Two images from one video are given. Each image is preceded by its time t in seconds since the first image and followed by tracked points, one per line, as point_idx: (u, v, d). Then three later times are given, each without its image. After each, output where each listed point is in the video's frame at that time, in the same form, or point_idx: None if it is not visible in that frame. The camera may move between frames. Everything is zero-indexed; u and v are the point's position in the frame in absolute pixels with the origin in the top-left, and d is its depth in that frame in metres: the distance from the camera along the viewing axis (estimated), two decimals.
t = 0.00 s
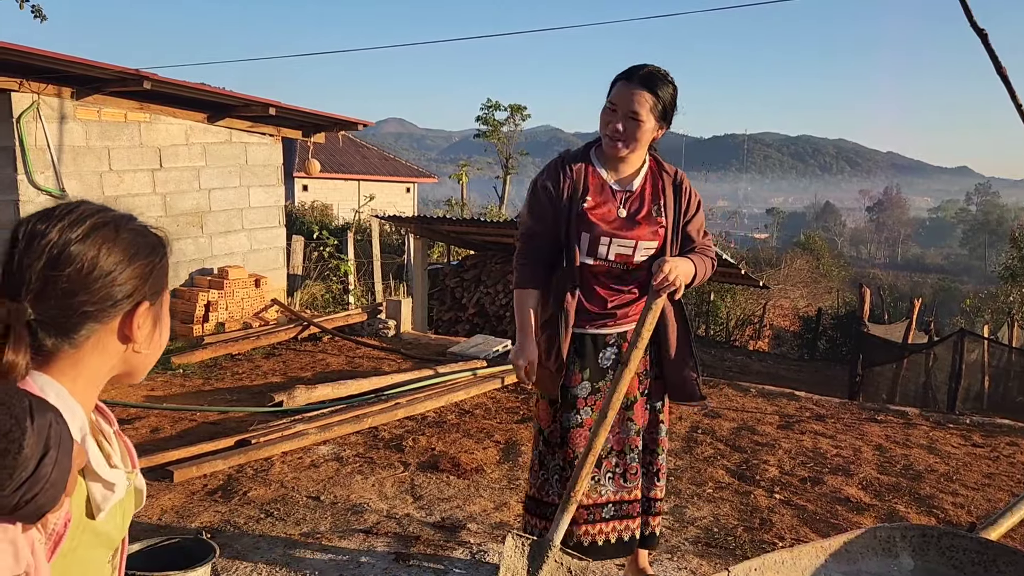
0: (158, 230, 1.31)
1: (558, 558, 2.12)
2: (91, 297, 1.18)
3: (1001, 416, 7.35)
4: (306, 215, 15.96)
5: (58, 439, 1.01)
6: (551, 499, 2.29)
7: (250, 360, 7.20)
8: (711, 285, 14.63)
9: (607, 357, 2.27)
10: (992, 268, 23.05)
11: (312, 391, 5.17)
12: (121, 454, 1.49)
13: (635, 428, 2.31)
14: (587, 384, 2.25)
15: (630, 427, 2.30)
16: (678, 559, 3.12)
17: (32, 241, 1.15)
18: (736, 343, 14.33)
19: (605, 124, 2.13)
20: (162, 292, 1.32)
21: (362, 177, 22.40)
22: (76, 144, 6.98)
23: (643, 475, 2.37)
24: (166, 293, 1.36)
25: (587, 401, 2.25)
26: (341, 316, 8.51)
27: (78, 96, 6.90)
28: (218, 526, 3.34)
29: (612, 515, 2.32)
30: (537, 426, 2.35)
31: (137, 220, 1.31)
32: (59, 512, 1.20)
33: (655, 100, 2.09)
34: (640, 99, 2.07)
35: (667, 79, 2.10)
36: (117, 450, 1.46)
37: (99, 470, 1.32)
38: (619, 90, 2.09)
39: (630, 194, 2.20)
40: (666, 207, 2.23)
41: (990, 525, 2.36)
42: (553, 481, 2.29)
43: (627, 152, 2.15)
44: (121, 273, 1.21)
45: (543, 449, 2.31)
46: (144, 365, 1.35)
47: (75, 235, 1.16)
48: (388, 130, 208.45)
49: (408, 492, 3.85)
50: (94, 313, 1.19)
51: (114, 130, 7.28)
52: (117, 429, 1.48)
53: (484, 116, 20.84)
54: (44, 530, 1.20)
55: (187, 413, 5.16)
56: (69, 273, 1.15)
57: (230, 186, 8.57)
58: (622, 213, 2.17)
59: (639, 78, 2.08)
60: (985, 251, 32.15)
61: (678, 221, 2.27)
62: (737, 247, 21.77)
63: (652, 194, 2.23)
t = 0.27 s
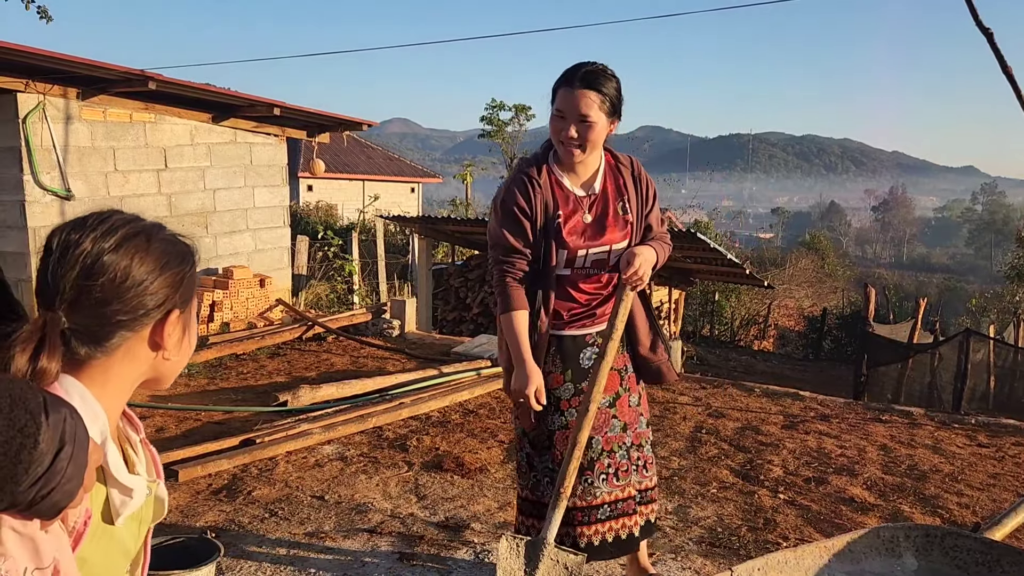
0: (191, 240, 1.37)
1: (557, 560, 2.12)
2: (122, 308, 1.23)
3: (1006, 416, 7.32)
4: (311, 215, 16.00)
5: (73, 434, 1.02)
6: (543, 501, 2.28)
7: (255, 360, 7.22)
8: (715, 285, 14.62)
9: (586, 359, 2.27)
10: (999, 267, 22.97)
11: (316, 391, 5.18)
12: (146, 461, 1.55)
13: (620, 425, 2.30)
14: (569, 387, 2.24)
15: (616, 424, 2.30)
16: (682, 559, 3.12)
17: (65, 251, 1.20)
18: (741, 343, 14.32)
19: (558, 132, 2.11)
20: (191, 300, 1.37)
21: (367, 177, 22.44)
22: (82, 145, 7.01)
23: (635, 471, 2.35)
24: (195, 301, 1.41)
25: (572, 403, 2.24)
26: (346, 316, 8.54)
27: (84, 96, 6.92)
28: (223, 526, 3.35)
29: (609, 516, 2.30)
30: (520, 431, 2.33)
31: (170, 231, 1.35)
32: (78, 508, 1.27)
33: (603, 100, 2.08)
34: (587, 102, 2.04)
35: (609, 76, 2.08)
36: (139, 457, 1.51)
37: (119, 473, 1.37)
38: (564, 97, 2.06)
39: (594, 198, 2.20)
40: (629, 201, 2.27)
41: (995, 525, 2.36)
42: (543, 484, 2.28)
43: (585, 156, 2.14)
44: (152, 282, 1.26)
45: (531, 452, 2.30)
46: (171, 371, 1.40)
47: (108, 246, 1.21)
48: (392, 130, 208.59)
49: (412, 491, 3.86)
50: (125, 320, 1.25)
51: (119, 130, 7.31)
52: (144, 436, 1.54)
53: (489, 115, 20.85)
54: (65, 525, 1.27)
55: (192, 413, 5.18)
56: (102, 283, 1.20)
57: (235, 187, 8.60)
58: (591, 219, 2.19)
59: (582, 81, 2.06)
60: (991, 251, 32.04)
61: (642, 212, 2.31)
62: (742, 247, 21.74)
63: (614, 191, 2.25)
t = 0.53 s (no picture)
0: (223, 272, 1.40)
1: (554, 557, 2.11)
2: (145, 325, 1.25)
3: (1009, 416, 7.31)
4: (314, 216, 16.02)
5: (79, 451, 1.02)
6: (534, 500, 2.28)
7: (258, 360, 7.24)
8: (718, 285, 14.62)
9: (574, 357, 2.29)
10: (1002, 267, 22.92)
11: (318, 391, 5.19)
12: (157, 481, 1.57)
13: (602, 418, 2.36)
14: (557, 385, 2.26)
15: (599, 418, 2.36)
16: (684, 559, 3.12)
17: (103, 263, 1.24)
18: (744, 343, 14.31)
19: (541, 140, 2.08)
20: (213, 331, 1.40)
21: (369, 178, 22.47)
22: (84, 146, 7.03)
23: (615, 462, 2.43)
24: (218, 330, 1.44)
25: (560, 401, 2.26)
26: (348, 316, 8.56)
27: (86, 98, 6.94)
28: (225, 526, 3.36)
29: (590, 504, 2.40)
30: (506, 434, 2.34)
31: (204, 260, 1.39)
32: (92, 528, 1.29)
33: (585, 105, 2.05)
34: (569, 110, 2.00)
35: (587, 78, 2.03)
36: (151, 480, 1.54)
37: (129, 497, 1.41)
38: (546, 105, 2.01)
39: (579, 200, 2.20)
40: (609, 198, 2.28)
41: (996, 525, 2.36)
42: (532, 482, 2.28)
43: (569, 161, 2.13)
44: (180, 307, 1.29)
45: (519, 450, 2.30)
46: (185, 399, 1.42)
47: (144, 263, 1.25)
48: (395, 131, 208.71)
49: (414, 492, 3.87)
50: (149, 340, 1.27)
51: (122, 132, 7.33)
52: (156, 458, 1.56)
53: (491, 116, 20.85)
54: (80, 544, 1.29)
55: (194, 413, 5.20)
56: (131, 298, 1.23)
57: (238, 187, 8.61)
58: (576, 221, 2.20)
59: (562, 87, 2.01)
60: (994, 251, 31.99)
61: (622, 208, 2.33)
62: (745, 247, 21.73)
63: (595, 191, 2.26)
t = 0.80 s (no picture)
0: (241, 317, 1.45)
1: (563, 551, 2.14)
2: (158, 360, 1.31)
3: (1010, 416, 7.30)
4: (315, 217, 16.03)
5: (99, 469, 1.04)
6: (529, 494, 2.29)
7: (259, 361, 7.25)
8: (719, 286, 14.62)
9: (573, 357, 2.30)
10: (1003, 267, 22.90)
11: (319, 393, 5.20)
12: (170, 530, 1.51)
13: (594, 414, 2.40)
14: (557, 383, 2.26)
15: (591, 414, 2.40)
16: (684, 560, 3.12)
17: (130, 301, 1.32)
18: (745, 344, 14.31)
19: (551, 142, 2.08)
20: (226, 375, 1.44)
21: (370, 179, 22.49)
22: (86, 148, 7.05)
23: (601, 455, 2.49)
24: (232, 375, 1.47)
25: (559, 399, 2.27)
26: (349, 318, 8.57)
27: (87, 100, 6.96)
28: (225, 528, 3.37)
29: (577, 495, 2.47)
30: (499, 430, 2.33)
31: (225, 307, 1.44)
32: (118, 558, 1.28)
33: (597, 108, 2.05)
34: (578, 111, 2.01)
35: (599, 82, 2.05)
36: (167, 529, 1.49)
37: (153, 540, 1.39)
38: (557, 107, 2.01)
39: (586, 204, 2.21)
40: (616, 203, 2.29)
41: (995, 525, 2.36)
42: (525, 477, 2.29)
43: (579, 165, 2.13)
44: (198, 346, 1.34)
45: (512, 447, 2.29)
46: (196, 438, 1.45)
47: (167, 302, 1.32)
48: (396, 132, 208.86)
49: (415, 493, 3.88)
50: (163, 376, 1.32)
51: (122, 134, 7.34)
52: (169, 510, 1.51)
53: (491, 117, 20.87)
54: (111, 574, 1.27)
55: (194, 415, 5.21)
56: (146, 335, 1.29)
57: (238, 189, 8.63)
58: (583, 226, 2.20)
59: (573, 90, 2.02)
60: (996, 251, 31.98)
61: (628, 212, 2.34)
62: (746, 247, 21.72)
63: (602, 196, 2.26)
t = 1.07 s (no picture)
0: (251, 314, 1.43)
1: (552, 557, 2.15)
2: (170, 357, 1.29)
3: (1009, 417, 7.31)
4: (314, 219, 16.04)
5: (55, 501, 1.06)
6: (522, 492, 2.29)
7: (258, 363, 7.25)
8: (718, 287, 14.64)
9: (573, 360, 2.31)
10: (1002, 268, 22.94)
11: (318, 395, 5.20)
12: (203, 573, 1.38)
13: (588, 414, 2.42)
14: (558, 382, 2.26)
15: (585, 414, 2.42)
16: (683, 561, 3.13)
17: (142, 299, 1.31)
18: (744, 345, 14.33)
19: (582, 173, 2.07)
20: (237, 372, 1.41)
21: (369, 181, 22.51)
22: (84, 150, 7.05)
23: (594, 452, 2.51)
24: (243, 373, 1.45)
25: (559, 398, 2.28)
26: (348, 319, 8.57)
27: (86, 102, 6.97)
28: (224, 530, 3.37)
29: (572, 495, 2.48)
30: (496, 423, 2.34)
31: (235, 304, 1.42)
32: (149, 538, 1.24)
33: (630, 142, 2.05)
34: (610, 146, 2.01)
35: (633, 116, 2.04)
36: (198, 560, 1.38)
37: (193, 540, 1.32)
38: (592, 140, 2.01)
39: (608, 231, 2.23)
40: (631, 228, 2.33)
41: (992, 526, 2.37)
42: (522, 474, 2.29)
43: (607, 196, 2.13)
44: (209, 343, 1.32)
45: (511, 443, 2.30)
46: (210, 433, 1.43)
47: (178, 299, 1.31)
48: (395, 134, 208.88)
49: (413, 494, 3.88)
50: (174, 374, 1.31)
51: (121, 136, 7.35)
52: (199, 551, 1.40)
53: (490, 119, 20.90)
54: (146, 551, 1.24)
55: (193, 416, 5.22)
56: (158, 332, 1.27)
57: (237, 191, 8.63)
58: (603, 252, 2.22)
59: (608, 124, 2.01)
60: (995, 251, 32.01)
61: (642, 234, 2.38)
62: (745, 248, 21.75)
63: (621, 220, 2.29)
